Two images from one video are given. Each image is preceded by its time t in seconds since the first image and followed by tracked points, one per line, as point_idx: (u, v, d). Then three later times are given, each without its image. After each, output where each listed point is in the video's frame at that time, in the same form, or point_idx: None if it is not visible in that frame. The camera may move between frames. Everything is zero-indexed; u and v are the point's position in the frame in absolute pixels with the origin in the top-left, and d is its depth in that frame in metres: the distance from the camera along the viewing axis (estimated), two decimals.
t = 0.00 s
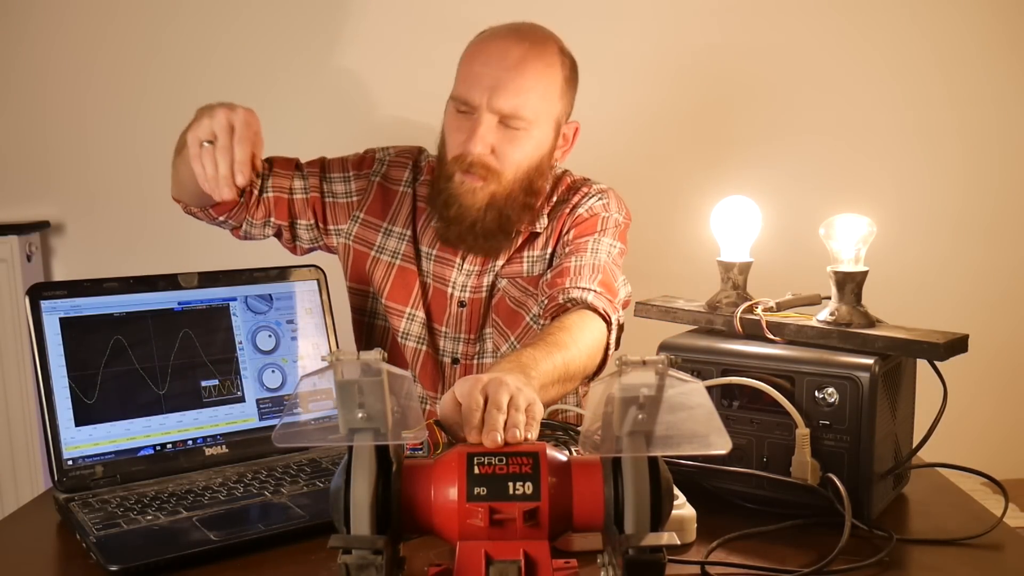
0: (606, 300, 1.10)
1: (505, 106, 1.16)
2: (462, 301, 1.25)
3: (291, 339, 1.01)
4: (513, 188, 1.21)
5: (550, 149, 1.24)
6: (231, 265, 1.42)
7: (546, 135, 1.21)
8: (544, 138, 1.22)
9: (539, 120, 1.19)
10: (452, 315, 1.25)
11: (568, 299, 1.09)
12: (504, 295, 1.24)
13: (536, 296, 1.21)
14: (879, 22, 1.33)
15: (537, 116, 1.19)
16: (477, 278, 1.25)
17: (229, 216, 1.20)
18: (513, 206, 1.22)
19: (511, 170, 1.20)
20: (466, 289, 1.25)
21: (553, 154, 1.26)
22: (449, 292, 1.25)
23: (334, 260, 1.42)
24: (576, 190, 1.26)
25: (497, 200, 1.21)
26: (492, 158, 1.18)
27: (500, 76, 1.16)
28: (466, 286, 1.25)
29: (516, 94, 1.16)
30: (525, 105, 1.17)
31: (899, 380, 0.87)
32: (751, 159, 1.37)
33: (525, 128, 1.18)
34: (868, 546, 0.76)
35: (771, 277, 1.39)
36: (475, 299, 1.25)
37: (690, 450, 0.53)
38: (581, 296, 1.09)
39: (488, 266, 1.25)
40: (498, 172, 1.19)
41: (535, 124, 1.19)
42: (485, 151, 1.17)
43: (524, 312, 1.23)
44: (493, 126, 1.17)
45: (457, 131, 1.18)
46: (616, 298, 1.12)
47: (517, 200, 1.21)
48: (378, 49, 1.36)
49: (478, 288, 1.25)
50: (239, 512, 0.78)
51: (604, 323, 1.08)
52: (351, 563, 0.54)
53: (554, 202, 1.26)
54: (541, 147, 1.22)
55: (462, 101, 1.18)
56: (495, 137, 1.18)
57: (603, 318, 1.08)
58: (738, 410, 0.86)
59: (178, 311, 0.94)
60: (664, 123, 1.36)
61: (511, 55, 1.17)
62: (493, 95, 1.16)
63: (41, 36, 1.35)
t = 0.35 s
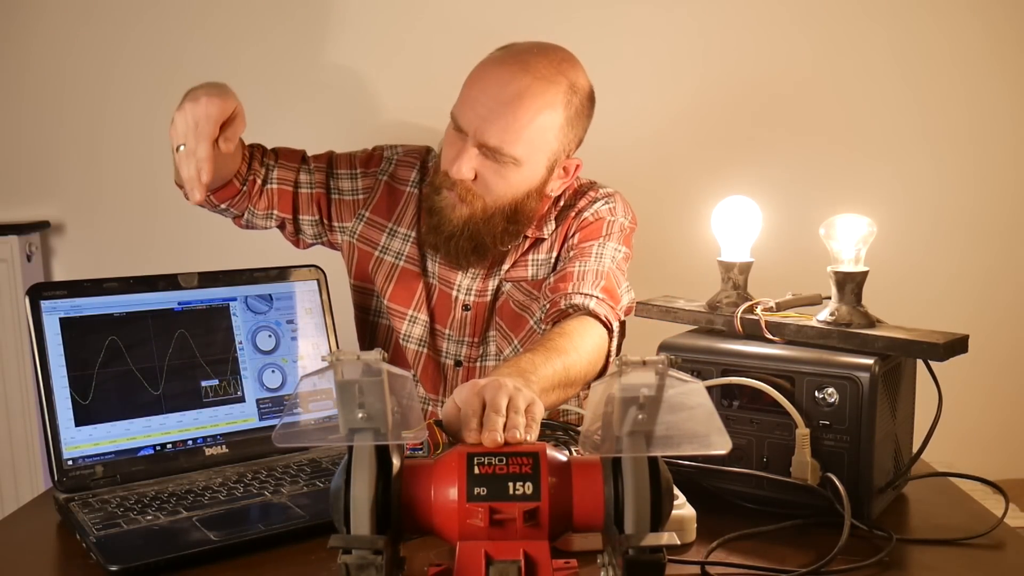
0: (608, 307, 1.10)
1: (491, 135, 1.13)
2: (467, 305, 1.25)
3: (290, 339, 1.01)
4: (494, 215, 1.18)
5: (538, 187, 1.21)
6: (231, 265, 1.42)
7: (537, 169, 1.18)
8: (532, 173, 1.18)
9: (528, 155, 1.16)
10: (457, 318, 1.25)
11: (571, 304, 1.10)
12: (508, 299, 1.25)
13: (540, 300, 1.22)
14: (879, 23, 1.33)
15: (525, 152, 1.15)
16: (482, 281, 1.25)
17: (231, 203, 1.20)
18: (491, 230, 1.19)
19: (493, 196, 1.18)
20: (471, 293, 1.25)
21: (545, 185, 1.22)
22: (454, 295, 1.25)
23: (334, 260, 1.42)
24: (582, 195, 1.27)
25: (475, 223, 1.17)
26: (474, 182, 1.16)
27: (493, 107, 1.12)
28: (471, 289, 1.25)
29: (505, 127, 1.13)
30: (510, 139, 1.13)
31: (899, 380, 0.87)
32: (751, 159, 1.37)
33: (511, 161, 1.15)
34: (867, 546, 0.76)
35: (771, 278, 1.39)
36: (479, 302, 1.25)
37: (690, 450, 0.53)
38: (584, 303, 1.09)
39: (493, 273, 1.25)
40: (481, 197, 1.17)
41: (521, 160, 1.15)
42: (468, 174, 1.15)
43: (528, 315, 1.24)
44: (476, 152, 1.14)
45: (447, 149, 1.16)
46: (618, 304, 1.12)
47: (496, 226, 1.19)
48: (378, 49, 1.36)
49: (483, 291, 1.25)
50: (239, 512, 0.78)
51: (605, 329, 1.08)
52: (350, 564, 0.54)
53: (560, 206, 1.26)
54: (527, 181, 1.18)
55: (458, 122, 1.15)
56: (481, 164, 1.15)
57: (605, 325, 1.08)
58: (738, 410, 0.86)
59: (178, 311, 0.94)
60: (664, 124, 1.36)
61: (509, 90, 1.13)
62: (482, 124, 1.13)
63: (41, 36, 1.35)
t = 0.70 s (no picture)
0: (609, 308, 1.10)
1: (496, 142, 1.12)
2: (470, 306, 1.25)
3: (290, 339, 1.01)
4: (497, 221, 1.18)
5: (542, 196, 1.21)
6: (232, 265, 1.42)
7: (542, 176, 1.18)
8: (537, 181, 1.18)
9: (533, 163, 1.16)
10: (459, 320, 1.25)
11: (571, 305, 1.10)
12: (510, 301, 1.25)
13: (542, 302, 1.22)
14: (879, 23, 1.33)
15: (530, 160, 1.15)
16: (484, 284, 1.25)
17: (231, 204, 1.20)
18: (494, 236, 1.19)
19: (497, 202, 1.18)
20: (473, 294, 1.25)
21: (549, 192, 1.22)
22: (456, 298, 1.25)
23: (334, 261, 1.42)
24: (585, 197, 1.27)
25: (478, 229, 1.17)
26: (479, 189, 1.16)
27: (498, 114, 1.12)
28: (473, 291, 1.25)
29: (510, 136, 1.12)
30: (515, 148, 1.13)
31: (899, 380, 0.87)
32: (751, 159, 1.37)
33: (515, 169, 1.15)
34: (867, 546, 0.76)
35: (771, 278, 1.39)
36: (482, 304, 1.25)
37: (690, 450, 0.53)
38: (585, 304, 1.09)
39: (495, 277, 1.25)
40: (485, 203, 1.18)
41: (525, 168, 1.15)
42: (473, 182, 1.15)
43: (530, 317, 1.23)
44: (481, 160, 1.14)
45: (452, 155, 1.16)
46: (619, 306, 1.12)
47: (499, 233, 1.19)
48: (379, 49, 1.36)
49: (485, 294, 1.25)
50: (239, 512, 0.78)
51: (606, 330, 1.08)
52: (350, 563, 0.54)
53: (563, 208, 1.27)
54: (531, 188, 1.18)
55: (463, 129, 1.15)
56: (485, 171, 1.15)
57: (605, 325, 1.08)
58: (738, 410, 0.86)
59: (178, 311, 0.94)
60: (665, 124, 1.36)
61: (514, 97, 1.12)
62: (486, 132, 1.13)
63: (41, 36, 1.36)
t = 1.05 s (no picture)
0: (609, 309, 1.10)
1: (495, 146, 1.12)
2: (470, 308, 1.25)
3: (290, 339, 1.01)
4: (498, 224, 1.18)
5: (543, 200, 1.21)
6: (232, 265, 1.42)
7: (542, 178, 1.18)
8: (538, 183, 1.18)
9: (533, 166, 1.15)
10: (459, 321, 1.25)
11: (571, 307, 1.10)
12: (510, 302, 1.25)
13: (542, 303, 1.22)
14: (879, 23, 1.33)
15: (530, 164, 1.14)
16: (484, 285, 1.25)
17: (231, 208, 1.20)
18: (495, 238, 1.19)
19: (497, 205, 1.18)
20: (473, 296, 1.25)
21: (550, 193, 1.22)
22: (456, 300, 1.25)
23: (333, 261, 1.42)
24: (584, 197, 1.27)
25: (479, 231, 1.17)
26: (479, 193, 1.16)
27: (496, 118, 1.11)
28: (473, 293, 1.25)
29: (510, 140, 1.12)
30: (515, 152, 1.12)
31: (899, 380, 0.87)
32: (751, 160, 1.37)
33: (516, 173, 1.14)
34: (867, 546, 0.76)
35: (771, 278, 1.39)
36: (482, 305, 1.25)
37: (690, 450, 0.53)
38: (584, 306, 1.09)
39: (495, 279, 1.25)
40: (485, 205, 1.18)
41: (525, 171, 1.15)
42: (473, 186, 1.14)
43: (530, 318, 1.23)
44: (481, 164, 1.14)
45: (451, 159, 1.16)
46: (619, 308, 1.12)
47: (501, 235, 1.19)
48: (378, 49, 1.36)
49: (485, 295, 1.25)
50: (239, 512, 0.78)
51: (605, 332, 1.08)
52: (350, 564, 0.54)
53: (563, 209, 1.27)
54: (532, 191, 1.18)
55: (462, 133, 1.14)
56: (485, 175, 1.14)
57: (605, 328, 1.08)
58: (738, 410, 0.86)
59: (178, 311, 0.94)
60: (665, 124, 1.36)
61: (512, 101, 1.12)
62: (485, 136, 1.12)
63: (40, 35, 1.35)
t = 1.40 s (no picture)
0: (609, 310, 1.10)
1: (513, 146, 1.11)
2: (470, 308, 1.25)
3: (290, 339, 1.01)
4: (517, 222, 1.20)
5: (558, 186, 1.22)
6: (232, 266, 1.42)
7: (555, 169, 1.18)
8: (551, 176, 1.18)
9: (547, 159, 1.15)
10: (459, 321, 1.25)
11: (571, 308, 1.10)
12: (510, 302, 1.25)
13: (541, 303, 1.22)
14: (879, 23, 1.33)
15: (543, 157, 1.14)
16: (485, 285, 1.25)
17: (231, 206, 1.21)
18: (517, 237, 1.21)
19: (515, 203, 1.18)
20: (474, 296, 1.25)
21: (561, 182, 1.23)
22: (456, 300, 1.25)
23: (334, 261, 1.42)
24: (585, 197, 1.27)
25: (499, 229, 1.20)
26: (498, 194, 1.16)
27: (508, 119, 1.10)
28: (473, 293, 1.25)
29: (524, 138, 1.11)
30: (528, 147, 1.12)
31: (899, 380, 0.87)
32: (751, 160, 1.37)
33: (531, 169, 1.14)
34: (867, 546, 0.76)
35: (771, 278, 1.39)
36: (482, 305, 1.25)
37: (690, 450, 0.53)
38: (584, 307, 1.09)
39: (495, 280, 1.25)
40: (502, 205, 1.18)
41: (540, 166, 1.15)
42: (491, 189, 1.15)
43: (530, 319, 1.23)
44: (496, 166, 1.13)
45: (464, 165, 1.15)
46: (619, 309, 1.12)
47: (520, 233, 1.21)
48: (378, 49, 1.36)
49: (485, 295, 1.25)
50: (239, 512, 0.78)
51: (605, 334, 1.08)
52: (351, 564, 0.54)
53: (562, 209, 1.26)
54: (547, 185, 1.19)
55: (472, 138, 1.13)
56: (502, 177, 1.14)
57: (605, 329, 1.08)
58: (738, 410, 0.86)
59: (178, 311, 0.94)
60: (664, 124, 1.36)
61: (520, 99, 1.11)
62: (499, 137, 1.11)
63: (39, 35, 1.35)
